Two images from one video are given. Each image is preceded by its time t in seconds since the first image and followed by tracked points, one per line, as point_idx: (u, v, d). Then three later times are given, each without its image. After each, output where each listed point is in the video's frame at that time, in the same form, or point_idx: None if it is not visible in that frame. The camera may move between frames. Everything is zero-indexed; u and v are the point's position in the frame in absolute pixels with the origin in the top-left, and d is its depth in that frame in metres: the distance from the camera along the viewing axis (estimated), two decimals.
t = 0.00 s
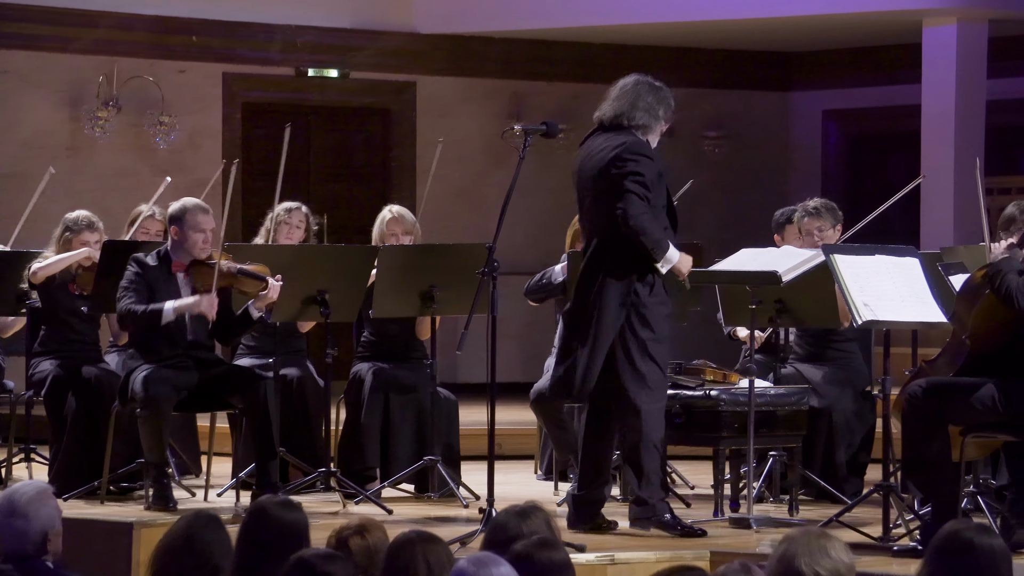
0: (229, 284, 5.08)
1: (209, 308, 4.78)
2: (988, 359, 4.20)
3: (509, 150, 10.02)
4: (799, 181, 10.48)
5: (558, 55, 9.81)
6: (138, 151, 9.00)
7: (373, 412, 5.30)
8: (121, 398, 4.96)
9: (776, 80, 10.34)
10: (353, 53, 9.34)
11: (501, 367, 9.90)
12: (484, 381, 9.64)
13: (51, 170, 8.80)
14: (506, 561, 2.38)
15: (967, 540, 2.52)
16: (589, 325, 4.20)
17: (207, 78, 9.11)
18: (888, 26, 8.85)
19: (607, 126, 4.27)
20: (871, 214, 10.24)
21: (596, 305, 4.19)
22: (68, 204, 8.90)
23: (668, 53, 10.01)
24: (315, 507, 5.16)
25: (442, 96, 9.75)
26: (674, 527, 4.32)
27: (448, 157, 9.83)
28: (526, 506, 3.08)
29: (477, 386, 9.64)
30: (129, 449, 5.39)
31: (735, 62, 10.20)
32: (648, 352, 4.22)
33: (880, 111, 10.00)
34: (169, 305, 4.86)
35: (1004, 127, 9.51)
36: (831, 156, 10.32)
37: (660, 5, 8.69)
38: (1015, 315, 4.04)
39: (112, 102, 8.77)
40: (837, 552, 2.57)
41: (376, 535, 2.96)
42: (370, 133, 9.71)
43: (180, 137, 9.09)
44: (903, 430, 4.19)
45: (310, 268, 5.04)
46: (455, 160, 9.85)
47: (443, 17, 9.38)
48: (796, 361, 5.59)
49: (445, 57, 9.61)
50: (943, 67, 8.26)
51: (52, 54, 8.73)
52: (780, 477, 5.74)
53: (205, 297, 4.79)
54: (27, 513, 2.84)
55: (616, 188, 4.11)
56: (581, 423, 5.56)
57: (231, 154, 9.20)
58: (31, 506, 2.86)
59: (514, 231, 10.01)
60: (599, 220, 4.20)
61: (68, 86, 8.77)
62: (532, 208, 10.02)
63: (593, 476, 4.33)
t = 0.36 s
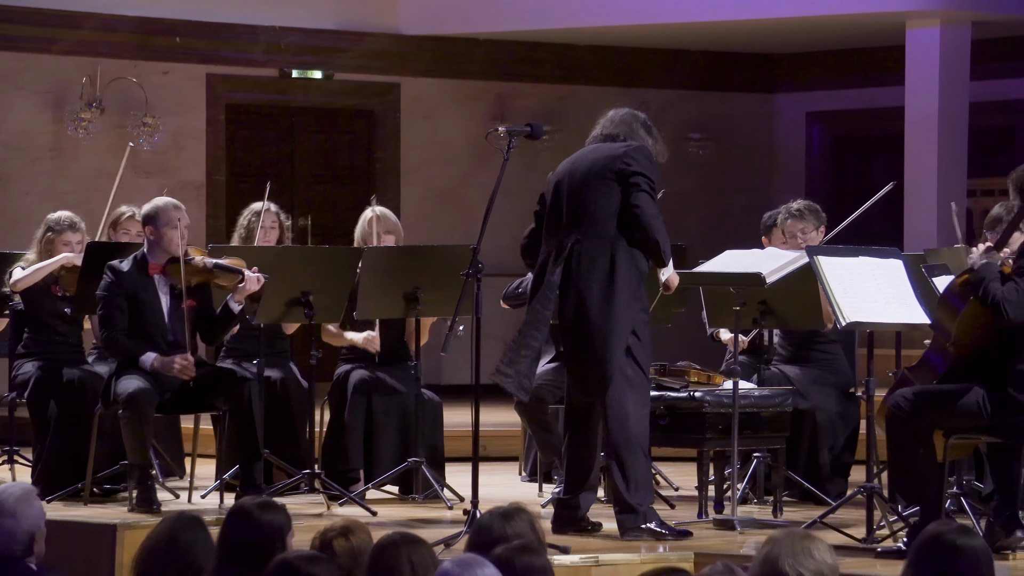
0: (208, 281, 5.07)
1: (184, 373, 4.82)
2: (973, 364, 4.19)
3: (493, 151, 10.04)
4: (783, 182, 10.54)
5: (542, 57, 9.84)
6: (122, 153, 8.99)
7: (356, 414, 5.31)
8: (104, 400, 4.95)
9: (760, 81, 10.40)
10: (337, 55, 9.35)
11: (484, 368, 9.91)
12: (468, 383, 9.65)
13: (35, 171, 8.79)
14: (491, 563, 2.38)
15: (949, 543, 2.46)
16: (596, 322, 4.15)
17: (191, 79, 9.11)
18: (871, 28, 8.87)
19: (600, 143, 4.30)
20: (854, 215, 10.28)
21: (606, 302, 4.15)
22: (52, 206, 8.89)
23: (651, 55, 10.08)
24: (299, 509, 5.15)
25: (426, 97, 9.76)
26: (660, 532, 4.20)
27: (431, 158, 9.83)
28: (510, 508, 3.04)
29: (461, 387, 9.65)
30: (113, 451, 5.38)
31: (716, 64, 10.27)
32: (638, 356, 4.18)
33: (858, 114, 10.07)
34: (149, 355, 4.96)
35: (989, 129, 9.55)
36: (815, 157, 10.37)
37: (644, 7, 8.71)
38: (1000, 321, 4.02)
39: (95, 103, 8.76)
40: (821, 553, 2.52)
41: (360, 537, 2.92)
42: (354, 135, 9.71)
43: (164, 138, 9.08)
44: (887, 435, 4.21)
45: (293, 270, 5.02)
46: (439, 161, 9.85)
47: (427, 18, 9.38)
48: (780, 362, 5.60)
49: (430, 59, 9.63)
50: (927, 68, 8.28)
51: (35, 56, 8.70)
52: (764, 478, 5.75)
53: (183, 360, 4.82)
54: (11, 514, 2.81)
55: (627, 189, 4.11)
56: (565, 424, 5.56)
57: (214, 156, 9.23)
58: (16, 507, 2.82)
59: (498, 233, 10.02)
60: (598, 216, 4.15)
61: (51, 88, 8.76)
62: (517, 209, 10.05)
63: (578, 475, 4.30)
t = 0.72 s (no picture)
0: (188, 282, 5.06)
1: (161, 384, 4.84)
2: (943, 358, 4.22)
3: (477, 152, 10.05)
4: (765, 183, 10.59)
5: (525, 59, 9.86)
6: (105, 154, 8.96)
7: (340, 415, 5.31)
8: (87, 401, 4.93)
9: (743, 83, 10.44)
10: (321, 56, 9.36)
11: (469, 369, 9.93)
12: (452, 384, 9.67)
13: (18, 172, 8.76)
14: (474, 564, 2.38)
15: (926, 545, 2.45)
16: (609, 327, 4.10)
17: (175, 80, 9.11)
18: (851, 30, 8.90)
19: (593, 131, 4.13)
20: (836, 216, 10.33)
21: (620, 307, 4.09)
22: (34, 207, 8.86)
23: (634, 56, 10.10)
24: (283, 510, 5.14)
25: (410, 98, 9.77)
26: (647, 536, 4.22)
27: (416, 159, 9.84)
28: (492, 509, 3.04)
29: (445, 389, 9.66)
30: (96, 452, 5.37)
31: (699, 65, 10.29)
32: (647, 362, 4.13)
33: (845, 114, 10.06)
34: (127, 361, 4.94)
35: (972, 130, 9.59)
36: (798, 159, 10.42)
37: (627, 8, 8.72)
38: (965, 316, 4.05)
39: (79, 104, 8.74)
40: (804, 555, 2.52)
41: (343, 538, 2.91)
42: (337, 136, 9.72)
43: (147, 139, 9.07)
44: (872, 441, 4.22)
45: (277, 271, 5.04)
46: (424, 162, 9.86)
47: (411, 19, 9.39)
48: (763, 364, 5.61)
49: (413, 60, 9.63)
50: (909, 71, 8.31)
51: (18, 56, 8.67)
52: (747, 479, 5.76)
53: (160, 369, 4.84)
54: None
55: (635, 200, 4.00)
56: (549, 425, 5.57)
57: (198, 156, 9.21)
58: None
59: (482, 234, 10.05)
60: (609, 226, 4.07)
61: (34, 89, 8.73)
62: (501, 211, 10.07)
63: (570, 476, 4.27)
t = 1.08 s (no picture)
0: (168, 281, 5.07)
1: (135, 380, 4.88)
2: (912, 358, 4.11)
3: (461, 153, 10.06)
4: (749, 184, 10.62)
5: (509, 60, 9.87)
6: (88, 154, 8.96)
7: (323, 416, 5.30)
8: (68, 400, 4.93)
9: (726, 84, 10.46)
10: (304, 57, 9.36)
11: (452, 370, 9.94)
12: (436, 385, 9.67)
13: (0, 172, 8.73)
14: (457, 565, 2.37)
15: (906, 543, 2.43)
16: (577, 335, 4.11)
17: (158, 80, 9.11)
18: (833, 30, 8.91)
19: (599, 131, 4.13)
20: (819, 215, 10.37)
21: (582, 313, 4.09)
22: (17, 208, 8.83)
23: (619, 57, 10.11)
24: (266, 511, 5.13)
25: (394, 99, 9.77)
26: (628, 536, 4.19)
27: (398, 160, 9.85)
28: (475, 509, 3.01)
29: (429, 389, 9.67)
30: (77, 453, 5.36)
31: (685, 66, 10.30)
32: (619, 364, 4.08)
33: (830, 114, 10.08)
34: (106, 357, 4.94)
35: (956, 131, 9.63)
36: (782, 160, 10.46)
37: (613, 9, 8.71)
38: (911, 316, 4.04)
39: (61, 104, 8.72)
40: (786, 556, 2.51)
41: (326, 539, 2.89)
42: (319, 136, 9.74)
43: (130, 140, 9.07)
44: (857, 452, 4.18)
45: (260, 272, 5.03)
46: (409, 163, 9.87)
47: (394, 20, 9.38)
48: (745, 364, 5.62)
49: (396, 61, 9.63)
50: (892, 72, 8.33)
51: None
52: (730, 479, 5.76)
53: (129, 362, 4.87)
54: None
55: (617, 206, 3.98)
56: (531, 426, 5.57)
57: (180, 156, 9.21)
58: None
59: (466, 235, 10.06)
60: (589, 230, 4.09)
61: (16, 88, 8.69)
62: (485, 212, 10.09)
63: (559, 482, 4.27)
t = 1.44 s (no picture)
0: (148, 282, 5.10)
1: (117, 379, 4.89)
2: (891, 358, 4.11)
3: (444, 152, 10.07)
4: (731, 184, 10.68)
5: (492, 59, 9.87)
6: (70, 154, 8.96)
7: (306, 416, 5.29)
8: (50, 400, 4.92)
9: (708, 84, 10.50)
10: (286, 56, 9.37)
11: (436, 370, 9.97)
12: (419, 385, 9.69)
13: None
14: (439, 565, 2.37)
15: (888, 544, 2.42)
16: (541, 333, 4.13)
17: (140, 80, 9.12)
18: (813, 30, 8.95)
19: (571, 137, 4.16)
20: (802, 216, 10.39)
21: (545, 311, 4.11)
22: None
23: (602, 57, 10.13)
24: (249, 511, 5.13)
25: (377, 99, 9.79)
26: (615, 536, 4.22)
27: (381, 161, 9.86)
28: (459, 510, 2.99)
29: (412, 389, 9.69)
30: (59, 454, 5.36)
31: (668, 66, 10.33)
32: (585, 357, 4.12)
33: (809, 115, 10.21)
34: (88, 356, 4.94)
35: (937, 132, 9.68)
36: (764, 160, 10.52)
37: (597, 9, 8.72)
38: (880, 315, 4.04)
39: (43, 104, 8.71)
40: (766, 555, 2.50)
41: (310, 539, 2.86)
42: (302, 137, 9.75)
43: (112, 140, 9.07)
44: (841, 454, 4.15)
45: (242, 272, 5.03)
46: (392, 163, 9.89)
47: (377, 19, 9.37)
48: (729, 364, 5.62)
49: (379, 60, 9.64)
50: (874, 71, 8.35)
51: None
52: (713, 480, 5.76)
53: (111, 361, 4.86)
54: None
55: (575, 210, 4.00)
56: (515, 426, 5.58)
57: (163, 156, 9.22)
58: None
59: (448, 235, 10.07)
60: (551, 234, 4.11)
61: None
62: (469, 211, 10.11)
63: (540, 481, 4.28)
